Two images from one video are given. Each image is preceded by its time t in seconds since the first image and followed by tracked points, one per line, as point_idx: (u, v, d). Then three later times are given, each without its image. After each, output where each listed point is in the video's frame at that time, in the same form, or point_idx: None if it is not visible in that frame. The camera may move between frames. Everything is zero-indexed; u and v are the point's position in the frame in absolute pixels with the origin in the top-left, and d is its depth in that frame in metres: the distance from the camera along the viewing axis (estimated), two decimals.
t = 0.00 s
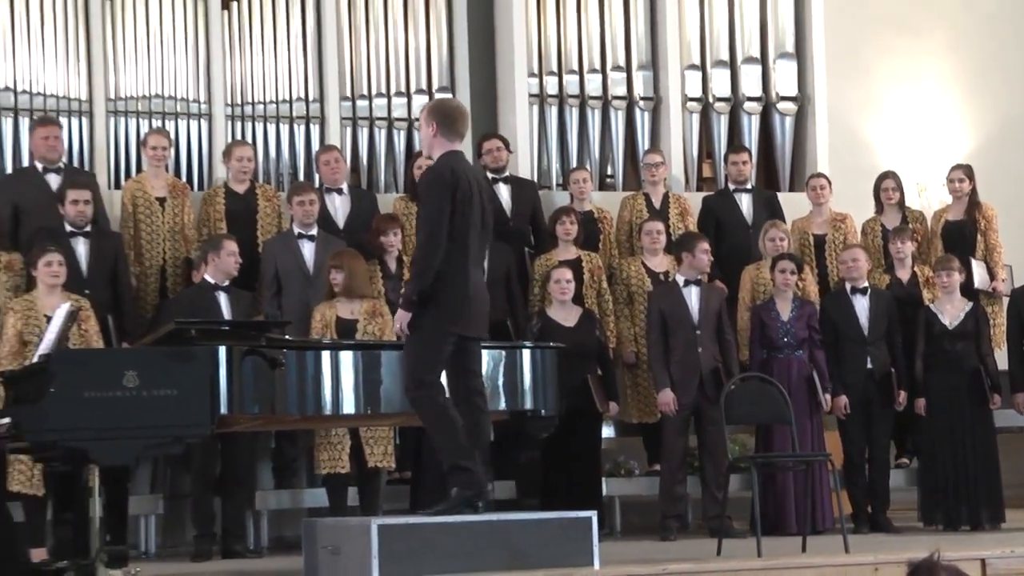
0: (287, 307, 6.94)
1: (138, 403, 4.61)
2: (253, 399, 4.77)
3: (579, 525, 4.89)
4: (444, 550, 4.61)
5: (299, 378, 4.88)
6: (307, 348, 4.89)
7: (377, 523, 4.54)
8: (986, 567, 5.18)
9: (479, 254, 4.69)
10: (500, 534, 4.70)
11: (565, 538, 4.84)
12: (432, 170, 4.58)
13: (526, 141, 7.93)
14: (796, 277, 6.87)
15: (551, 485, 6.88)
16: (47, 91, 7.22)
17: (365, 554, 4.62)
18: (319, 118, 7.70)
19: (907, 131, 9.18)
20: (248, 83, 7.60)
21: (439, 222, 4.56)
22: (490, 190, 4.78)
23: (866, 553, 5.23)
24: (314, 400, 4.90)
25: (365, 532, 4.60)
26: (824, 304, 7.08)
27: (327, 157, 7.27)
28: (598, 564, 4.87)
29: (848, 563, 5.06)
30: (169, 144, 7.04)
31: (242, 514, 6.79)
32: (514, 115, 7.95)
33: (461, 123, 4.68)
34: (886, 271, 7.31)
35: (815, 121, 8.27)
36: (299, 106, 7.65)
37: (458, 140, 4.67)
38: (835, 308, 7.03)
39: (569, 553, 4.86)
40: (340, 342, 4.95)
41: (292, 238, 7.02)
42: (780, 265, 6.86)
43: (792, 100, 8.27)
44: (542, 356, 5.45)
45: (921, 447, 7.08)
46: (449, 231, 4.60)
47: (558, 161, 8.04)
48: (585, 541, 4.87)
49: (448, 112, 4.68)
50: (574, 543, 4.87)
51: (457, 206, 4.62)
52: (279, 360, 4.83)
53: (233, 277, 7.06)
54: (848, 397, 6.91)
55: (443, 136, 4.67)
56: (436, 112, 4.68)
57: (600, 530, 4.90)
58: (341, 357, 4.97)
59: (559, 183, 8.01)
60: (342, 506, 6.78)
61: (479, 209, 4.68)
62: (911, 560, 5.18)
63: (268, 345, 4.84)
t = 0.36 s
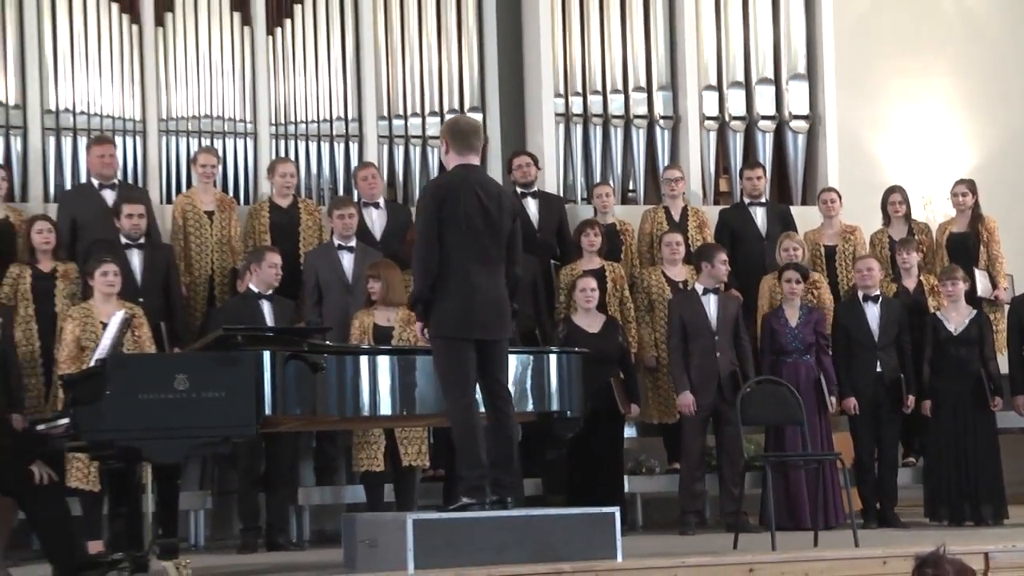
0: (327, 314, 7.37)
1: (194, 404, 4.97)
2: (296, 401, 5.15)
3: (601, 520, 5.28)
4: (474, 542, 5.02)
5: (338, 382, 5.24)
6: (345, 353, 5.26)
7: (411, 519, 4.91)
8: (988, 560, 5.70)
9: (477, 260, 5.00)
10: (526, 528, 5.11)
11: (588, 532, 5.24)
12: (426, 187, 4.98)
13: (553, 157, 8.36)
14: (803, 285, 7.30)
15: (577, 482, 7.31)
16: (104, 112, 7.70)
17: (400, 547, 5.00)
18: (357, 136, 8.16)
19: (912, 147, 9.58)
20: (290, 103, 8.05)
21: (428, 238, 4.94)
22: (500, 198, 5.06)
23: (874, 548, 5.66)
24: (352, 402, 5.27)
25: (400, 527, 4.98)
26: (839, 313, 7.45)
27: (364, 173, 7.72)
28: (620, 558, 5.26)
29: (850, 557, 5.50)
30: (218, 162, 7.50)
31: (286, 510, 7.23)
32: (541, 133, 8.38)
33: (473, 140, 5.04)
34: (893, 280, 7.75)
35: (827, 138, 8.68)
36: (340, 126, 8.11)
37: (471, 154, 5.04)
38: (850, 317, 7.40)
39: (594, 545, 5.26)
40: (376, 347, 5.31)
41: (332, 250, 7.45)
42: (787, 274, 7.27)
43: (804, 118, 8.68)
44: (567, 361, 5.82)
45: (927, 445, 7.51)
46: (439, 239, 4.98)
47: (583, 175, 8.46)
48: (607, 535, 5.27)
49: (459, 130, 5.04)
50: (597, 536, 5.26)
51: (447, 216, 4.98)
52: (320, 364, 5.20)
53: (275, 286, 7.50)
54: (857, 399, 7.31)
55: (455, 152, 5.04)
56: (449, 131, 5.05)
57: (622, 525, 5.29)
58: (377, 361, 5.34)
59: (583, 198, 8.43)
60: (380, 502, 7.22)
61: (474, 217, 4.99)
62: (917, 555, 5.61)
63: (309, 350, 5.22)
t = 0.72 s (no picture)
0: (365, 319, 7.81)
1: (240, 404, 5.32)
2: (335, 401, 5.43)
3: (622, 513, 5.65)
4: (503, 534, 5.40)
5: (373, 383, 5.48)
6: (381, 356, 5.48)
7: (443, 513, 5.29)
8: (992, 552, 6.05)
9: (491, 265, 5.30)
10: (551, 521, 5.49)
11: (609, 524, 5.61)
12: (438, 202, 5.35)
13: (577, 171, 8.79)
14: (807, 292, 7.72)
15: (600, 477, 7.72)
16: (155, 129, 8.19)
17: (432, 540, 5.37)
18: (393, 151, 8.63)
19: (918, 161, 9.99)
20: (330, 121, 8.53)
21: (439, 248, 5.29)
22: (510, 204, 5.35)
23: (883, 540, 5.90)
24: (387, 403, 5.50)
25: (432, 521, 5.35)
26: (849, 318, 7.85)
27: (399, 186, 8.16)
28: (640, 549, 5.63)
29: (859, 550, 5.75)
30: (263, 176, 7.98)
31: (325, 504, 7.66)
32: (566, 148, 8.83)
33: (480, 156, 5.36)
34: (901, 287, 8.14)
35: (837, 153, 9.08)
36: (376, 141, 8.59)
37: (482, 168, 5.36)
38: (860, 322, 7.80)
39: (615, 537, 5.63)
40: (410, 350, 5.52)
41: (368, 259, 7.87)
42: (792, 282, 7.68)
43: (816, 134, 9.10)
44: (591, 362, 6.14)
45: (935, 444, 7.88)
46: (454, 249, 5.31)
47: (605, 188, 8.89)
48: (629, 528, 5.63)
49: (469, 150, 5.36)
50: (619, 528, 5.63)
51: (459, 227, 5.31)
52: (357, 366, 5.46)
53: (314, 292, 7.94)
54: (866, 401, 7.70)
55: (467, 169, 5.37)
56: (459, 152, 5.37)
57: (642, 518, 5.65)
58: (412, 364, 5.56)
59: (606, 209, 8.87)
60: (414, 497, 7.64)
61: (483, 225, 5.30)
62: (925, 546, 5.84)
63: (348, 352, 5.48)
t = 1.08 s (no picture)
0: (390, 322, 8.15)
1: (268, 403, 5.60)
2: (362, 401, 5.71)
3: (636, 508, 6.01)
4: (522, 528, 5.77)
5: (398, 384, 5.76)
6: (405, 358, 5.77)
7: (466, 506, 5.66)
8: (990, 545, 6.38)
9: (510, 268, 5.63)
10: (568, 515, 5.86)
11: (624, 519, 5.97)
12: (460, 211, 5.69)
13: (593, 181, 9.18)
14: (811, 297, 8.09)
15: (614, 473, 8.10)
16: (190, 142, 8.62)
17: (456, 532, 5.74)
18: (416, 162, 9.05)
19: (920, 170, 10.34)
20: (356, 135, 8.94)
21: (462, 255, 5.64)
22: (528, 210, 5.68)
23: (884, 534, 6.29)
24: (412, 402, 5.78)
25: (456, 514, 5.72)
26: (853, 321, 8.20)
27: (422, 195, 8.55)
28: (653, 541, 5.98)
29: (867, 542, 6.16)
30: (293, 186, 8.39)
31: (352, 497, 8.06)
32: (581, 160, 9.21)
33: (499, 167, 5.67)
34: (903, 291, 8.50)
35: (841, 163, 9.45)
36: (401, 153, 9.01)
37: (502, 177, 5.69)
38: (864, 325, 8.16)
39: (630, 531, 5.98)
40: (432, 353, 5.82)
41: (393, 264, 8.24)
42: (796, 288, 8.05)
43: (821, 145, 9.45)
44: (606, 364, 6.53)
45: (937, 444, 8.21)
46: (475, 256, 5.65)
47: (619, 197, 9.27)
48: (642, 521, 5.99)
49: (488, 161, 5.67)
50: (632, 522, 5.99)
51: (479, 234, 5.65)
52: (383, 368, 5.73)
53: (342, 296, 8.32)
54: (869, 401, 8.06)
55: (487, 178, 5.69)
56: (479, 163, 5.68)
57: (655, 512, 6.01)
58: (435, 365, 5.84)
59: (620, 217, 9.24)
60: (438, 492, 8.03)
61: (500, 231, 5.63)
62: (925, 540, 6.23)
63: (373, 354, 5.75)
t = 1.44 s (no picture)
0: (410, 324, 8.47)
1: (295, 402, 5.89)
2: (383, 401, 5.98)
3: (648, 504, 6.19)
4: (537, 522, 5.96)
5: (418, 384, 6.03)
6: (426, 359, 6.03)
7: (482, 501, 5.85)
8: (989, 540, 6.44)
9: (537, 274, 5.93)
10: (582, 511, 6.04)
11: (636, 515, 6.15)
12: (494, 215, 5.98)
13: (606, 189, 9.49)
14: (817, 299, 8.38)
15: (627, 470, 8.41)
16: (219, 151, 8.99)
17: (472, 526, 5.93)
18: (436, 170, 9.38)
19: (922, 178, 10.64)
20: (377, 145, 9.29)
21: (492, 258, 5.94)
22: (559, 220, 5.98)
23: (890, 528, 6.38)
24: (431, 402, 6.05)
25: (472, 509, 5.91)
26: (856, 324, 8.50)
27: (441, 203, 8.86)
28: (665, 537, 6.16)
29: (870, 536, 6.24)
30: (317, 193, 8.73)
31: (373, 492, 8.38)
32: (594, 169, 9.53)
33: (533, 174, 5.97)
34: (906, 295, 8.82)
35: (845, 171, 9.75)
36: (421, 161, 9.35)
37: (535, 185, 5.99)
38: (866, 327, 8.46)
39: (642, 527, 6.16)
40: (452, 354, 6.07)
41: (414, 270, 8.54)
42: (803, 292, 8.34)
43: (826, 153, 9.75)
44: (618, 365, 6.83)
45: (936, 440, 8.53)
46: (505, 259, 5.95)
47: (631, 204, 9.59)
48: (654, 517, 6.17)
49: (523, 165, 5.97)
50: (645, 518, 6.17)
51: (510, 239, 5.94)
52: (403, 368, 6.00)
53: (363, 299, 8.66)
54: (873, 401, 8.35)
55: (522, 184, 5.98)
56: (514, 168, 5.98)
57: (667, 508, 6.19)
58: (454, 366, 6.10)
59: (632, 223, 9.56)
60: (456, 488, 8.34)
61: (531, 238, 5.93)
62: (927, 535, 6.33)
63: (394, 355, 6.02)
